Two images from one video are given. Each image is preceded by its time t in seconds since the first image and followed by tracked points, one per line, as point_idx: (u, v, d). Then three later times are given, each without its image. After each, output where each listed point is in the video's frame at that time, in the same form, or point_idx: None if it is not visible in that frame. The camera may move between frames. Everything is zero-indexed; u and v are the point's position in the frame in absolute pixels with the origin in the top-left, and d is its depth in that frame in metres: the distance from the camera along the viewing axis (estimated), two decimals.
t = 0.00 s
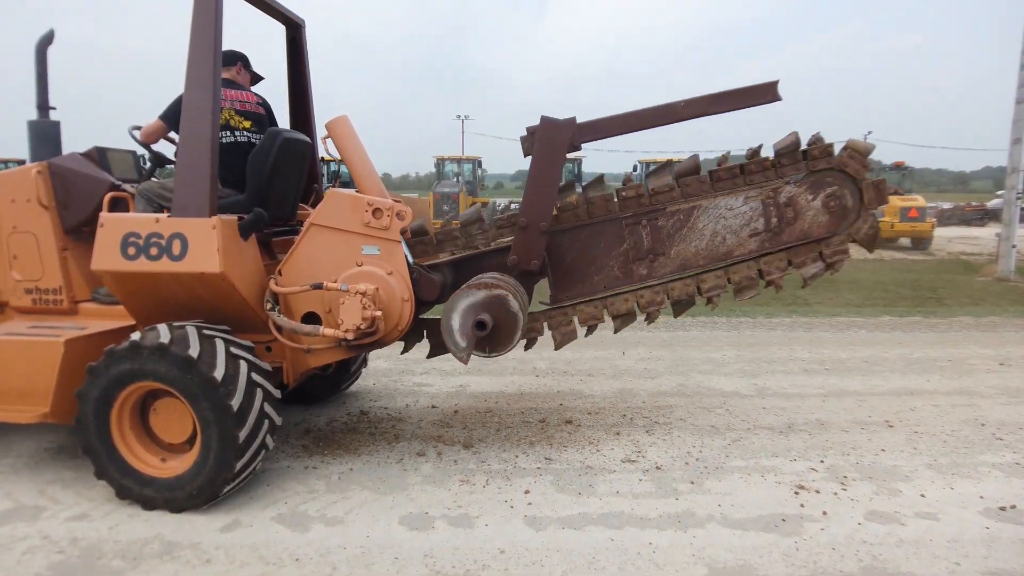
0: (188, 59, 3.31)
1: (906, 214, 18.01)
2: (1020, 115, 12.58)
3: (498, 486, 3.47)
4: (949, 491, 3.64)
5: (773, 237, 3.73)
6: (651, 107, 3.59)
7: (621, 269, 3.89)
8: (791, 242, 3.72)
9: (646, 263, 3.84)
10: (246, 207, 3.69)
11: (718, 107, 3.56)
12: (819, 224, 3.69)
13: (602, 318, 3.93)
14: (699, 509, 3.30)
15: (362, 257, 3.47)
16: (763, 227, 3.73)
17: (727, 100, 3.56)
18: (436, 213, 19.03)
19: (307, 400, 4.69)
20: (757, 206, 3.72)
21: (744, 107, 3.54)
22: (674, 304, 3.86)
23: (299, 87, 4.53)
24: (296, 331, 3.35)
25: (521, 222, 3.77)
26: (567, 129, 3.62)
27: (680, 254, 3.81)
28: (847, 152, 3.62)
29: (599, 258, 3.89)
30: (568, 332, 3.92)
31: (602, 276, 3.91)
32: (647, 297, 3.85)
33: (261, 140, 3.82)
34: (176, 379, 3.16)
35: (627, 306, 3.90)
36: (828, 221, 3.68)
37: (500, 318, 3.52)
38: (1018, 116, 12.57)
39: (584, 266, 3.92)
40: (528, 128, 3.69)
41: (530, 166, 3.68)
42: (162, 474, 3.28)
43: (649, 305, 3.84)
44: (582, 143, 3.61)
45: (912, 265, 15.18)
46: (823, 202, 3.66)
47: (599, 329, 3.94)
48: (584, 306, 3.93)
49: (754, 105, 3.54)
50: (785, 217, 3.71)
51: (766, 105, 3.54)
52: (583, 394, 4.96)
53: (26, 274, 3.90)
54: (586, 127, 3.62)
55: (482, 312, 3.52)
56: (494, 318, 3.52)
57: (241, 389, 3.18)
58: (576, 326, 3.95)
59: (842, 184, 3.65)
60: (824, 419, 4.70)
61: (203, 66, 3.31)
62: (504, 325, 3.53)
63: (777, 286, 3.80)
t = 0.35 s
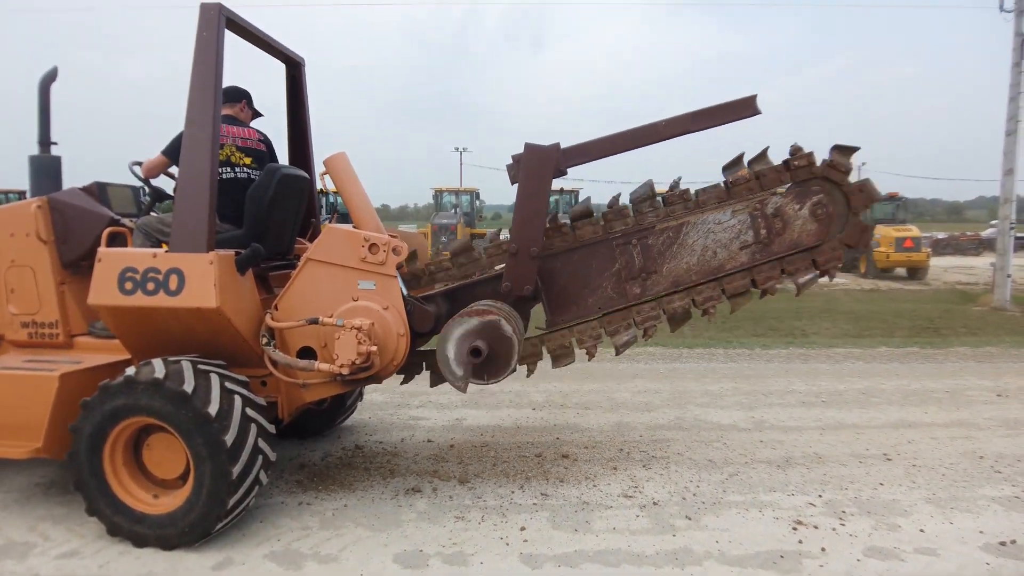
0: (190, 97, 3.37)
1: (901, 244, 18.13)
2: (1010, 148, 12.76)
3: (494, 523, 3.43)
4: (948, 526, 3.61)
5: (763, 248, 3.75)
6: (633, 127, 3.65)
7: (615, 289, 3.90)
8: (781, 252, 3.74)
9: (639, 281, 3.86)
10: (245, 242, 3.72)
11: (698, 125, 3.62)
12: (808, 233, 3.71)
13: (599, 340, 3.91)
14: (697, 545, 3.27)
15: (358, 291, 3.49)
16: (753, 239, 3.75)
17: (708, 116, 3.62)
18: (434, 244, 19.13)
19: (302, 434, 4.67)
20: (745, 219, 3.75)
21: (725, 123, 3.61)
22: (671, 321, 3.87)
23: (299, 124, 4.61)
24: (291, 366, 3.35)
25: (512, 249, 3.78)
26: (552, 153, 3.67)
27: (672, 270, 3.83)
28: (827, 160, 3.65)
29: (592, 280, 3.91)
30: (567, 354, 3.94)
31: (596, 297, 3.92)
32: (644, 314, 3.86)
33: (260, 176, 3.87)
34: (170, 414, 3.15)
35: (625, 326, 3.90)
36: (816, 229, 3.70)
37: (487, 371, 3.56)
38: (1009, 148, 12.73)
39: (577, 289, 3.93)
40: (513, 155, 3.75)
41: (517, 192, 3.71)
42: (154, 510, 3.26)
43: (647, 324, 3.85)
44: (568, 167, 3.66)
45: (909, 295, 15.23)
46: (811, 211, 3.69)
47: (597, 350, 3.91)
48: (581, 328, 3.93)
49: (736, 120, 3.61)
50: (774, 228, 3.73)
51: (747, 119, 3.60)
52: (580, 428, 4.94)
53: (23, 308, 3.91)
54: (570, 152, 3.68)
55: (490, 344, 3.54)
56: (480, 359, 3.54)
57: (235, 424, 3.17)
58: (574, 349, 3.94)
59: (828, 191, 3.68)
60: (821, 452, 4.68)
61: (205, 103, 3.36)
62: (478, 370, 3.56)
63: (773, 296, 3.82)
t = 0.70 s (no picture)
0: (191, 121, 3.40)
1: (899, 264, 18.16)
2: (1006, 168, 12.84)
3: (491, 548, 3.40)
4: (950, 550, 3.57)
5: (755, 247, 3.76)
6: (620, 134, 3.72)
7: (611, 298, 3.89)
8: (774, 251, 3.75)
9: (635, 288, 3.85)
10: (244, 265, 3.72)
11: (683, 129, 3.68)
12: (799, 230, 3.73)
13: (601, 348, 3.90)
14: (697, 571, 3.23)
15: (356, 314, 3.49)
16: (745, 239, 3.77)
17: (693, 119, 3.68)
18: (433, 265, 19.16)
19: (299, 457, 4.64)
20: (735, 219, 3.77)
21: (709, 126, 3.67)
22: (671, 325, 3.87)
23: (300, 149, 4.64)
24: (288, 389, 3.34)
25: (505, 262, 3.80)
26: (539, 166, 3.71)
27: (666, 276, 3.83)
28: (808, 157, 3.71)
29: (587, 290, 3.89)
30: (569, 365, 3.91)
31: (592, 307, 3.90)
32: (642, 320, 3.87)
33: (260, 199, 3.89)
34: (166, 437, 3.13)
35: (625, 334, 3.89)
36: (807, 225, 3.73)
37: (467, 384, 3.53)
38: (1005, 169, 12.82)
39: (573, 300, 3.91)
40: (501, 171, 3.77)
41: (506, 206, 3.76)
42: (149, 534, 3.23)
43: (647, 329, 3.85)
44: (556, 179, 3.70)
45: (907, 315, 15.22)
46: (800, 207, 3.71)
47: (598, 358, 3.92)
48: (582, 337, 3.91)
49: (718, 122, 3.67)
50: (765, 227, 3.75)
51: (730, 120, 3.66)
52: (579, 451, 4.91)
53: (21, 330, 3.90)
54: (557, 163, 3.73)
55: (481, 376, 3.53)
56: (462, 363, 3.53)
57: (231, 448, 3.15)
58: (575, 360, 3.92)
59: (815, 187, 3.71)
60: (822, 475, 4.64)
61: (206, 127, 3.39)
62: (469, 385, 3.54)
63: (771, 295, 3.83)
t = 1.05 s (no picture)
0: (194, 138, 3.42)
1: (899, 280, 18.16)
2: (1005, 184, 12.87)
3: (492, 567, 3.37)
4: (955, 569, 3.53)
5: (750, 240, 3.77)
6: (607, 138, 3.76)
7: (609, 300, 3.87)
8: (768, 244, 3.76)
9: (632, 290, 3.84)
10: (244, 283, 3.72)
11: (669, 129, 3.72)
12: (791, 221, 3.75)
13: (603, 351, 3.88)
14: None
15: (356, 331, 3.49)
16: (738, 233, 3.77)
17: (679, 118, 3.72)
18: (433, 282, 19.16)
19: (298, 475, 4.61)
20: (727, 214, 3.78)
21: (695, 124, 3.70)
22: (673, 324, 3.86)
23: (302, 167, 4.66)
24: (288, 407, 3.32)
25: (500, 272, 3.81)
26: (528, 174, 3.77)
27: (663, 275, 3.82)
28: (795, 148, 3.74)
29: (584, 293, 3.88)
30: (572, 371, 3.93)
31: (590, 311, 3.89)
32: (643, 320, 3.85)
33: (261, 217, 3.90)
34: (164, 455, 3.11)
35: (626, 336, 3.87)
36: (799, 216, 3.74)
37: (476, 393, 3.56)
38: (1004, 185, 12.86)
39: (571, 306, 3.90)
40: (492, 181, 3.84)
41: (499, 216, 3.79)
42: (147, 553, 3.21)
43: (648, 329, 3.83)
44: (546, 184, 3.77)
45: (908, 331, 15.19)
46: (790, 198, 3.73)
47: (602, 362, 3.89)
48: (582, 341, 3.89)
49: (702, 120, 3.70)
50: (757, 220, 3.76)
51: (715, 118, 3.69)
52: (580, 468, 4.88)
53: (20, 347, 3.89)
54: (546, 171, 3.79)
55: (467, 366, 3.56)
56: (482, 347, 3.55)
57: (231, 465, 3.13)
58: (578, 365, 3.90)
59: (804, 178, 3.74)
60: (825, 493, 4.61)
61: (209, 144, 3.41)
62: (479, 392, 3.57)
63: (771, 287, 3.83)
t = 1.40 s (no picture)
0: (196, 148, 3.43)
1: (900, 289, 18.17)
2: (1005, 193, 12.89)
3: None
4: None
5: (742, 227, 3.80)
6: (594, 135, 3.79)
7: (606, 296, 3.88)
8: (760, 229, 3.79)
9: (628, 283, 3.85)
10: (245, 292, 3.72)
11: (654, 121, 3.75)
12: (782, 205, 3.77)
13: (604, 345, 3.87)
14: None
15: (358, 340, 3.49)
16: (730, 221, 3.80)
17: (662, 112, 3.75)
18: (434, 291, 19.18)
19: (299, 484, 4.60)
20: (718, 202, 3.80)
21: (678, 116, 3.75)
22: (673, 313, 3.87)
23: (303, 177, 4.68)
24: (290, 416, 3.32)
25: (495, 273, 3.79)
26: (517, 175, 3.76)
27: (658, 267, 3.84)
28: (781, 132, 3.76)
29: (581, 290, 3.89)
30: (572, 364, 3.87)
31: (588, 308, 3.90)
32: (643, 313, 3.85)
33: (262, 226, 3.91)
34: (165, 464, 3.11)
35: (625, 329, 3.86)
36: (790, 200, 3.77)
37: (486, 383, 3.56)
38: (1004, 193, 12.88)
39: (568, 302, 3.90)
40: (481, 185, 3.84)
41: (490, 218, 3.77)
42: (147, 564, 3.20)
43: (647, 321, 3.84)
44: (535, 185, 3.76)
45: (910, 339, 15.17)
46: (780, 182, 3.76)
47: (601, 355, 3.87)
48: (582, 337, 3.89)
49: (687, 111, 3.74)
50: (748, 206, 3.79)
51: (699, 108, 3.74)
52: (581, 478, 4.86)
53: (21, 355, 3.89)
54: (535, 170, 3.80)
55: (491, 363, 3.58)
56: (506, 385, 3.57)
57: (231, 475, 3.13)
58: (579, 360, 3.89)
59: (793, 161, 3.76)
60: (827, 502, 4.60)
61: (211, 153, 3.42)
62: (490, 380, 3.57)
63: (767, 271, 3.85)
